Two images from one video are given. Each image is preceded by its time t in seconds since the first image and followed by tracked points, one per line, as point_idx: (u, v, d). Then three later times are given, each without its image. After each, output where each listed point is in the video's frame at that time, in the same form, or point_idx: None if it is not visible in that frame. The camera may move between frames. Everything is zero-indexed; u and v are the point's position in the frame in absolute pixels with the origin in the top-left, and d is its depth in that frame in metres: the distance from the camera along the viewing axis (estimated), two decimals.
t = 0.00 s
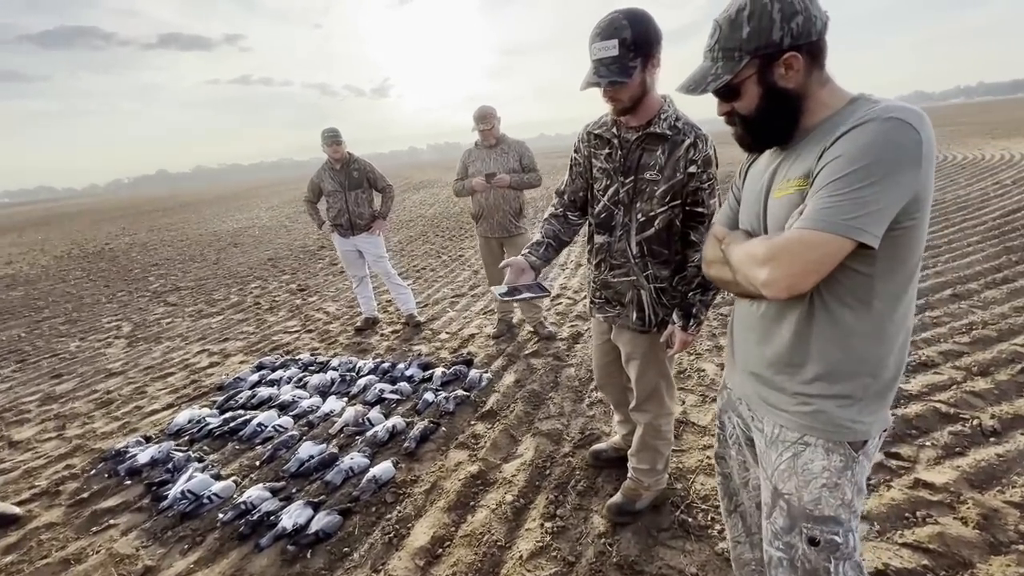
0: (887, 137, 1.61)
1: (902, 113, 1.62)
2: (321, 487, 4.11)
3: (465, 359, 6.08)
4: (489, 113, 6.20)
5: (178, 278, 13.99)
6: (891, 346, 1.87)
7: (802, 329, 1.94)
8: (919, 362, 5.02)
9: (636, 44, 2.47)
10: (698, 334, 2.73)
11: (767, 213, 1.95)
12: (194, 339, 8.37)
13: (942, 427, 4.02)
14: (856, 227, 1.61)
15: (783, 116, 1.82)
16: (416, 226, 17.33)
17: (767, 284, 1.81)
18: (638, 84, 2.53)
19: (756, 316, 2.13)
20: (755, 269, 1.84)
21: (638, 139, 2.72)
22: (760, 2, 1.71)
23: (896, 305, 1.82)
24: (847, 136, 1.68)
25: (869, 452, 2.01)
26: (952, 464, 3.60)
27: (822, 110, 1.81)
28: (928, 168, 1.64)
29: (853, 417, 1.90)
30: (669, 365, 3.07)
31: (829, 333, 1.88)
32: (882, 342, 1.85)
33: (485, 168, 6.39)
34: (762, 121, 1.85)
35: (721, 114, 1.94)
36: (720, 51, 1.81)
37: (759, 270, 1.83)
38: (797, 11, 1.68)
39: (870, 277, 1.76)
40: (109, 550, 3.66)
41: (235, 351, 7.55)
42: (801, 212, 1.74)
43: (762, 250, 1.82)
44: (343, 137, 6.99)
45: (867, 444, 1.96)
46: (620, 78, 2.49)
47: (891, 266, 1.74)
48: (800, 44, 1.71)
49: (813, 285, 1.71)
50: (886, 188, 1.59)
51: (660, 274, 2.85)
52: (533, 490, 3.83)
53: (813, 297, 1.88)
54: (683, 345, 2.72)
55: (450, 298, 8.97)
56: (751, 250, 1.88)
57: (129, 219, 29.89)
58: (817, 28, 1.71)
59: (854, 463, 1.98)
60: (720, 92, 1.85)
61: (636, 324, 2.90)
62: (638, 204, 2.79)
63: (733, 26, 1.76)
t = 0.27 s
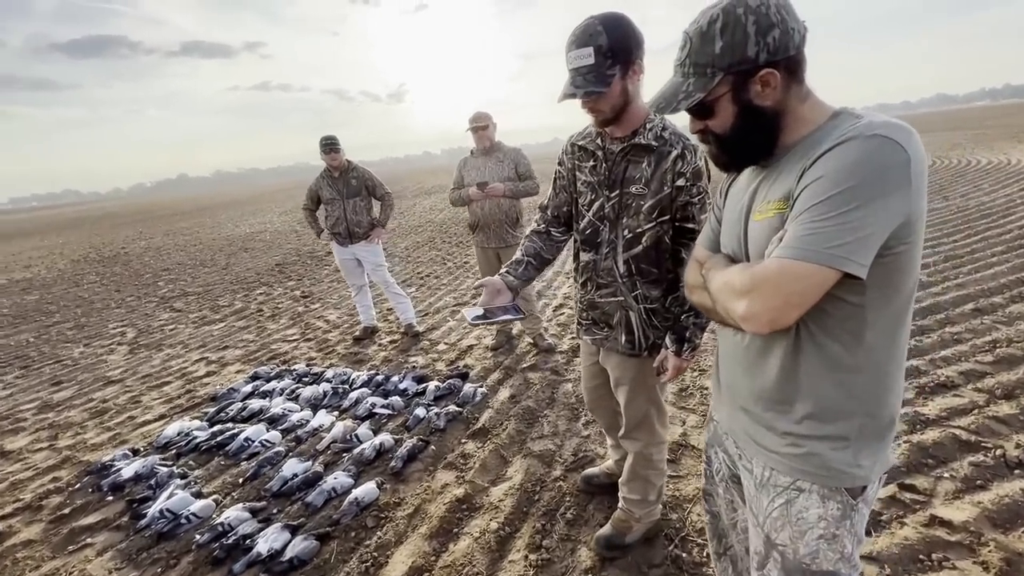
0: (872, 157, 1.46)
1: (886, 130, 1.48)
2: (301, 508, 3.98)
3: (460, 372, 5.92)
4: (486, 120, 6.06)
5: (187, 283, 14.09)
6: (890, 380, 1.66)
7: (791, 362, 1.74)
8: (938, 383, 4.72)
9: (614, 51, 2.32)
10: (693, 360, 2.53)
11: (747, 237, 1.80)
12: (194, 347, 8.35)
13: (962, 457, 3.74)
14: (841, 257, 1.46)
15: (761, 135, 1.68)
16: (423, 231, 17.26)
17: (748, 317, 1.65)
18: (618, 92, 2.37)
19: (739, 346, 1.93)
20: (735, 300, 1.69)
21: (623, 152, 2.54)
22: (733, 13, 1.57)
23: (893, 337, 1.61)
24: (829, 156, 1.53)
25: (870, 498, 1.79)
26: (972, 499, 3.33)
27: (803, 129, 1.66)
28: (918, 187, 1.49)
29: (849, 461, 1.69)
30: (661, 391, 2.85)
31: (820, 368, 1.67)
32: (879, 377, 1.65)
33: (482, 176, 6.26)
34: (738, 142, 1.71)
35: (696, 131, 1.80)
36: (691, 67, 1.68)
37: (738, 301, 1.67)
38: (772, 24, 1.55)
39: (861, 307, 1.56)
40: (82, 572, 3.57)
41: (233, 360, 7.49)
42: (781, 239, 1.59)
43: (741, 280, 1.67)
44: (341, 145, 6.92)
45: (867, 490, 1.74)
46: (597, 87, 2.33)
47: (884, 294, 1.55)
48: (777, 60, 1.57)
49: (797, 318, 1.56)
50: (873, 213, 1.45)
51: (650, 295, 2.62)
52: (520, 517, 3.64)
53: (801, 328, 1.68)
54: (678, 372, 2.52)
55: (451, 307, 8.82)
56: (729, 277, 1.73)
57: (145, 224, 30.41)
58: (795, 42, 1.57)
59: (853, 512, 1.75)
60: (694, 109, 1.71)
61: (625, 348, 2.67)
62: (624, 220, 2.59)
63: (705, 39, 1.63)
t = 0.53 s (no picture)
0: (882, 169, 1.27)
1: (898, 138, 1.28)
2: (290, 510, 3.90)
3: (461, 372, 5.79)
4: (492, 112, 5.91)
5: (202, 273, 14.25)
6: (904, 418, 1.46)
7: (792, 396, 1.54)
8: (964, 401, 4.43)
9: (610, 45, 2.15)
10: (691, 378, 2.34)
11: (742, 252, 1.62)
12: (202, 338, 8.39)
13: (987, 484, 3.48)
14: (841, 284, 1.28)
15: (759, 140, 1.48)
16: (436, 225, 17.16)
17: (737, 345, 1.48)
18: (617, 87, 2.19)
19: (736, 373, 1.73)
20: (723, 325, 1.52)
21: (621, 153, 2.35)
22: (728, 3, 1.39)
23: (908, 368, 1.41)
24: (832, 167, 1.34)
25: (882, 544, 1.59)
26: (997, 532, 3.08)
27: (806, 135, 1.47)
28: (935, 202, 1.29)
29: (859, 508, 1.49)
30: (659, 408, 2.66)
31: (825, 403, 1.47)
32: (892, 415, 1.44)
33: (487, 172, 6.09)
34: (732, 148, 1.52)
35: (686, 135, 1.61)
36: (682, 63, 1.48)
37: (727, 326, 1.50)
38: (773, 16, 1.36)
39: (869, 336, 1.37)
40: (69, 568, 3.55)
41: (238, 352, 7.49)
42: (775, 260, 1.41)
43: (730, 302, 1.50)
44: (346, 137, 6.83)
45: (880, 538, 1.55)
46: (591, 84, 2.17)
47: (896, 321, 1.35)
48: (778, 57, 1.38)
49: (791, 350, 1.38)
50: (881, 234, 1.26)
51: (647, 306, 2.43)
52: (511, 530, 3.51)
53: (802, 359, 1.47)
54: (675, 391, 2.33)
55: (458, 304, 8.70)
56: (718, 299, 1.56)
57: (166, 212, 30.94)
58: (798, 37, 1.38)
59: (863, 561, 1.56)
60: (684, 111, 1.52)
61: (620, 363, 2.48)
62: (621, 225, 2.40)
63: (697, 33, 1.44)
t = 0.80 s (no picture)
0: (951, 124, 1.04)
1: (971, 86, 1.05)
2: (278, 490, 3.80)
3: (457, 349, 5.63)
4: (494, 75, 5.58)
5: (198, 241, 14.02)
6: (955, 427, 1.27)
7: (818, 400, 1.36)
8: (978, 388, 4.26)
9: None
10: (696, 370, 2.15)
11: (767, 233, 1.40)
12: (195, 308, 8.23)
13: (1001, 477, 3.34)
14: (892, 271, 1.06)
15: (789, 98, 1.24)
16: (436, 196, 16.80)
17: (760, 341, 1.27)
18: (628, 44, 1.96)
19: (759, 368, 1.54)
20: (745, 318, 1.30)
21: (631, 118, 2.10)
22: None
23: (965, 372, 1.22)
24: (888, 124, 1.10)
25: (916, 568, 1.42)
26: (1010, 529, 2.95)
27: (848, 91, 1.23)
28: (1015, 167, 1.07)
29: (896, 526, 1.31)
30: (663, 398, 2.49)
31: (864, 406, 1.28)
32: (940, 426, 1.26)
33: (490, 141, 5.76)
34: (758, 108, 1.29)
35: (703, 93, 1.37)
36: (700, 5, 1.25)
37: (749, 319, 1.29)
38: None
39: (924, 330, 1.17)
40: (52, 545, 3.47)
41: (231, 324, 7.35)
42: (810, 241, 1.18)
43: (754, 292, 1.28)
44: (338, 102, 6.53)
45: (915, 562, 1.38)
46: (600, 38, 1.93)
47: (956, 315, 1.15)
48: None
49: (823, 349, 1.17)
50: (947, 208, 1.04)
51: (655, 291, 2.22)
52: (504, 515, 3.40)
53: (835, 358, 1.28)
54: (678, 382, 2.14)
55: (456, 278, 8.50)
56: (739, 287, 1.34)
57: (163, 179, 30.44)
58: None
59: None
60: (701, 63, 1.28)
61: (623, 351, 2.30)
62: (629, 200, 2.17)
63: None
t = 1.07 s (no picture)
0: None
1: None
2: (269, 471, 3.64)
3: (456, 323, 5.41)
4: (507, 29, 5.11)
5: (187, 205, 13.57)
6: None
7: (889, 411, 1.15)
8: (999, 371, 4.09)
9: None
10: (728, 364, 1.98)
11: (858, 220, 1.18)
12: (184, 276, 7.95)
13: None
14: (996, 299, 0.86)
15: (910, 29, 1.01)
16: (433, 160, 16.24)
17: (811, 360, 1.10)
18: None
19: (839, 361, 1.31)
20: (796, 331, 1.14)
21: (667, 72, 1.81)
22: None
23: None
24: None
25: None
26: None
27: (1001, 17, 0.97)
28: None
29: None
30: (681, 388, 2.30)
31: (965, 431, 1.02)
32: None
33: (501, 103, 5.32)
34: (869, 37, 1.06)
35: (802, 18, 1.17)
36: None
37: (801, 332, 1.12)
38: None
39: None
40: (33, 526, 3.32)
41: (221, 293, 7.09)
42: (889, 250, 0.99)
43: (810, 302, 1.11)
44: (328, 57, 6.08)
45: None
46: None
47: None
48: None
49: (893, 385, 0.99)
50: None
51: (683, 274, 1.99)
52: (505, 501, 3.26)
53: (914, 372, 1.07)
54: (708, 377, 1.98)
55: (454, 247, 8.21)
56: (797, 293, 1.16)
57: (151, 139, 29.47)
58: None
59: None
60: None
61: (643, 341, 2.09)
62: (658, 169, 1.90)
63: None
